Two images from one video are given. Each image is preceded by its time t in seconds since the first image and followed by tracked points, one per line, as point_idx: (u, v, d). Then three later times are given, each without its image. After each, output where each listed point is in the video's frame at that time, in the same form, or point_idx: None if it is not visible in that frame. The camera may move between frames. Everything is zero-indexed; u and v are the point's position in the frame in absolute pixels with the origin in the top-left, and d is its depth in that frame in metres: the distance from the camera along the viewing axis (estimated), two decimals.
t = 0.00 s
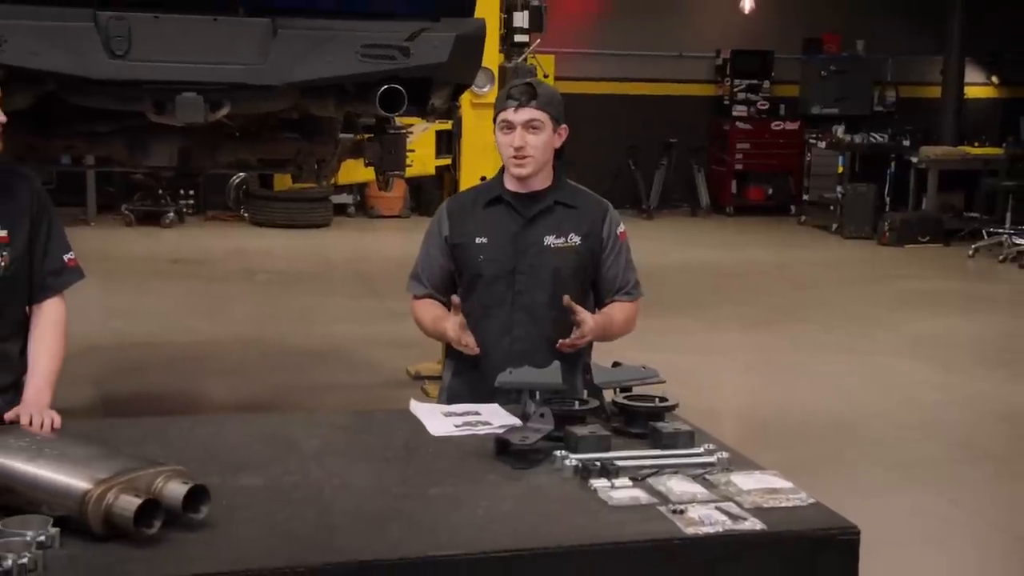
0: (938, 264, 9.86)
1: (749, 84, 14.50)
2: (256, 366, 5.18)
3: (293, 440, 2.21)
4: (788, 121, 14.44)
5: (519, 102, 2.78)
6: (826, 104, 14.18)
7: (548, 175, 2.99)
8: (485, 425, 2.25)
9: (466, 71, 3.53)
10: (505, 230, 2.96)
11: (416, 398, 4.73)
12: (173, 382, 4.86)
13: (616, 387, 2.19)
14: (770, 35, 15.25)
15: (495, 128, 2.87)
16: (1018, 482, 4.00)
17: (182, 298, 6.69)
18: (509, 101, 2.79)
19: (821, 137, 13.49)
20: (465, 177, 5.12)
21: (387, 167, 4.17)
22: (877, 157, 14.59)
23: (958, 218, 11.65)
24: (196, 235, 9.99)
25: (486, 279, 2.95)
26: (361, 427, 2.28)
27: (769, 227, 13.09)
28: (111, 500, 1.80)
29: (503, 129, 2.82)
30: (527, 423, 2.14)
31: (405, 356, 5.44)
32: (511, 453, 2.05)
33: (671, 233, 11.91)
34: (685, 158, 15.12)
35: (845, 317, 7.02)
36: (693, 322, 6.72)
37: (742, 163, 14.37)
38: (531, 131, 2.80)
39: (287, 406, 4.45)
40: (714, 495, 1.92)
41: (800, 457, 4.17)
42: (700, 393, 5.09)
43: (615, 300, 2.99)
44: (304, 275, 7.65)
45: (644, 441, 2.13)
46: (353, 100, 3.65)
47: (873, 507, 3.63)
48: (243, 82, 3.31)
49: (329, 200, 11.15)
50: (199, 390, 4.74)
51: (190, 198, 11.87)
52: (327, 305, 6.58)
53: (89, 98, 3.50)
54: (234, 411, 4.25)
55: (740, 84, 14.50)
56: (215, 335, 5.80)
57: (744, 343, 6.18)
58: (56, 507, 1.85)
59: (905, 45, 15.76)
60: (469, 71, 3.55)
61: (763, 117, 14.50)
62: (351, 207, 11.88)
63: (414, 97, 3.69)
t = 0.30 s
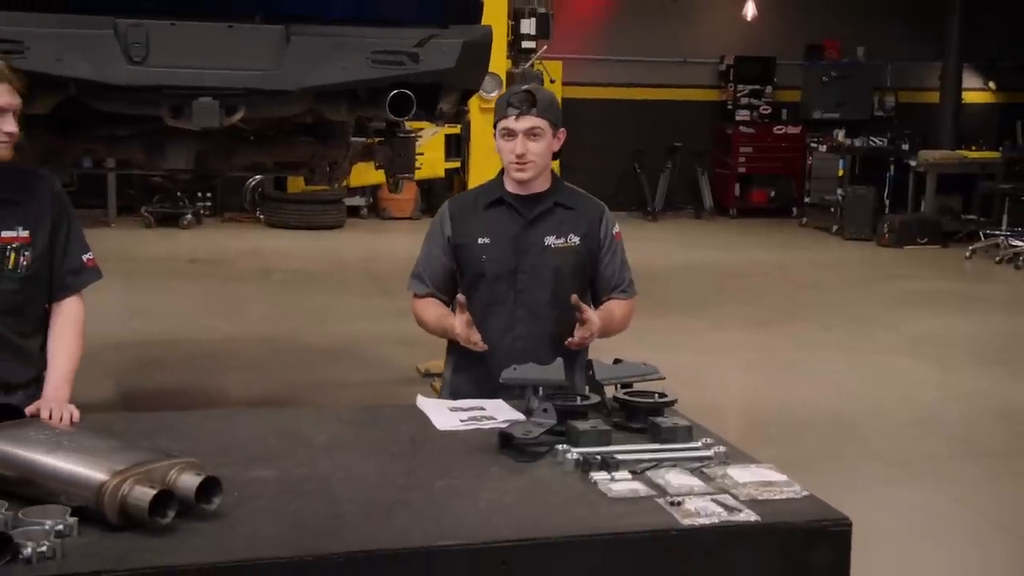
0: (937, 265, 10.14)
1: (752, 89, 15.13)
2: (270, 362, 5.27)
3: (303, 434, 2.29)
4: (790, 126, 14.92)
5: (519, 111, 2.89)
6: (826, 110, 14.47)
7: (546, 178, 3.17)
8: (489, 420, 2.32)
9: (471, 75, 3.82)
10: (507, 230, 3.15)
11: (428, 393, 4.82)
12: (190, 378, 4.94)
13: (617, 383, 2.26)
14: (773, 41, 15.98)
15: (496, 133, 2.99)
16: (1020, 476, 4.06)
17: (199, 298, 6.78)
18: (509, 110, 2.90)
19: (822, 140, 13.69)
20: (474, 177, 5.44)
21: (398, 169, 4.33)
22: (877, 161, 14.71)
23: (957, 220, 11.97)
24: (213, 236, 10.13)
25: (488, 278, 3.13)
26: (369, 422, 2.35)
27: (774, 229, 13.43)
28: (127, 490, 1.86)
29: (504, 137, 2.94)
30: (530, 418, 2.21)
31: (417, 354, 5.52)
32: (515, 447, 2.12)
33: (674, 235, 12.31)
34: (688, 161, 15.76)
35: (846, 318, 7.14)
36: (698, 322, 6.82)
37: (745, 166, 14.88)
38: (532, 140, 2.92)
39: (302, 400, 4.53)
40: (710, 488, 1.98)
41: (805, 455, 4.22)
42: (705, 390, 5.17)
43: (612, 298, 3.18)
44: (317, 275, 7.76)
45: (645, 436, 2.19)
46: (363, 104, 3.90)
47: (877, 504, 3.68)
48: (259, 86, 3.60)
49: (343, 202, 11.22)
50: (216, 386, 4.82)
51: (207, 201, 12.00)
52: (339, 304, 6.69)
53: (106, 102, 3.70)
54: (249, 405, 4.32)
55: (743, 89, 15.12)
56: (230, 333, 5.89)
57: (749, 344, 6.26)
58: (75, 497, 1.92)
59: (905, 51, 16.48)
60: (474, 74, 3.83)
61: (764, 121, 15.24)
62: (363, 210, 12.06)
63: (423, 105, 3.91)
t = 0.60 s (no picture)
0: (935, 265, 10.37)
1: (755, 94, 15.44)
2: (284, 359, 5.35)
3: (313, 428, 2.36)
4: (791, 130, 15.38)
5: (511, 114, 3.00)
6: (828, 114, 14.92)
7: (535, 180, 3.30)
8: (494, 415, 2.38)
9: (479, 82, 4.01)
10: (499, 230, 3.26)
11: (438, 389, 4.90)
12: (206, 375, 5.02)
13: (618, 379, 2.33)
14: (775, 49, 16.30)
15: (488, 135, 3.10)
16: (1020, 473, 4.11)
17: (216, 298, 6.87)
18: (502, 113, 3.00)
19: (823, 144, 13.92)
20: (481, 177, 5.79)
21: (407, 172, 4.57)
22: (876, 165, 15.24)
23: (955, 223, 12.16)
24: (228, 237, 10.25)
25: (481, 277, 3.24)
26: (377, 416, 2.42)
27: (776, 231, 13.70)
28: (142, 482, 1.93)
29: (496, 139, 3.05)
30: (533, 413, 2.28)
31: (426, 351, 5.61)
32: (519, 442, 2.17)
33: (676, 237, 12.59)
34: (693, 165, 16.05)
35: (845, 317, 7.25)
36: (702, 322, 6.92)
37: (748, 170, 15.19)
38: (524, 141, 3.04)
39: (315, 395, 4.61)
40: (707, 481, 2.04)
41: (806, 450, 4.28)
42: (709, 388, 5.23)
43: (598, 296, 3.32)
44: (331, 275, 7.86)
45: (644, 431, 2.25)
46: (372, 109, 4.06)
47: (878, 499, 3.73)
48: (268, 91, 3.75)
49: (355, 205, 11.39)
50: (232, 382, 4.91)
51: (224, 202, 12.14)
52: (352, 304, 6.79)
53: (129, 109, 3.83)
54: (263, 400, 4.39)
55: (746, 94, 15.43)
56: (245, 331, 5.98)
57: (754, 343, 6.34)
58: (92, 488, 1.98)
59: (906, 57, 16.80)
60: (482, 81, 4.02)
61: (767, 125, 15.49)
62: (375, 212, 12.21)
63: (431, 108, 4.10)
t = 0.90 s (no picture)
0: (930, 266, 10.57)
1: (756, 99, 15.65)
2: (298, 356, 5.45)
3: (322, 421, 2.43)
4: (792, 134, 15.72)
5: (494, 114, 3.14)
6: (827, 118, 15.35)
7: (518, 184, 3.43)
8: (498, 411, 2.46)
9: (484, 87, 4.24)
10: (485, 232, 3.39)
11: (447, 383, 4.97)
12: (221, 373, 5.10)
13: (618, 375, 2.40)
14: (776, 56, 16.51)
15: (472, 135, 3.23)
16: (1018, 469, 4.17)
17: (231, 298, 6.96)
18: (484, 113, 3.15)
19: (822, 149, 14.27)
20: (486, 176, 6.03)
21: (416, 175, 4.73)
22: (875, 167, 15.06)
23: (952, 225, 12.35)
24: (243, 239, 10.37)
25: (467, 277, 3.37)
26: (382, 411, 2.49)
27: (777, 233, 13.92)
28: (157, 474, 2.00)
29: (480, 139, 3.19)
30: (536, 408, 2.35)
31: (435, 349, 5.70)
32: (521, 437, 2.24)
33: (677, 239, 12.82)
34: (696, 168, 16.26)
35: (843, 316, 7.35)
36: (704, 321, 7.02)
37: (749, 173, 15.60)
38: (507, 140, 3.18)
39: (327, 392, 4.68)
40: (704, 474, 2.11)
41: (806, 446, 4.34)
42: (715, 386, 5.30)
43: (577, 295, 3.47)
44: (344, 275, 7.96)
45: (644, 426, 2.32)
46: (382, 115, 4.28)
47: (878, 496, 3.77)
48: (283, 97, 3.99)
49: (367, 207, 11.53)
50: (247, 380, 4.98)
51: (238, 204, 12.27)
52: (363, 303, 6.88)
53: (145, 113, 4.05)
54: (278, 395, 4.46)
55: (749, 99, 15.62)
56: (259, 329, 6.06)
57: (756, 342, 6.42)
58: (107, 480, 2.04)
59: (905, 61, 16.99)
60: (487, 86, 4.25)
61: (769, 130, 15.74)
62: (386, 213, 12.37)
63: (438, 112, 4.36)
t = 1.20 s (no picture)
0: (926, 267, 10.71)
1: (757, 104, 15.92)
2: (310, 354, 5.54)
3: (331, 416, 2.50)
4: (793, 137, 15.71)
5: (487, 116, 3.26)
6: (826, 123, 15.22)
7: (506, 188, 3.54)
8: (502, 406, 2.54)
9: (489, 92, 4.41)
10: (476, 235, 3.49)
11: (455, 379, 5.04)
12: (235, 370, 5.18)
13: (619, 372, 2.48)
14: (777, 62, 16.86)
15: (464, 138, 3.34)
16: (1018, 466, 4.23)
17: (245, 297, 7.06)
18: (478, 116, 3.26)
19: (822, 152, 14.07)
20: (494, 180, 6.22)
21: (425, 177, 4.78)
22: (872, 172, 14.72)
23: (948, 227, 12.50)
24: (257, 240, 10.49)
25: (458, 278, 3.48)
26: (389, 407, 2.56)
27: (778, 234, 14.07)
28: (171, 466, 2.04)
29: (474, 141, 3.29)
30: (538, 403, 2.44)
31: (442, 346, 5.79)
32: (524, 431, 2.31)
33: (680, 239, 12.97)
34: (699, 172, 16.51)
35: (842, 316, 7.45)
36: (707, 320, 7.10)
37: (751, 177, 15.69)
38: (499, 143, 3.30)
39: (337, 388, 4.76)
40: (700, 467, 2.17)
41: (805, 443, 4.40)
42: (719, 386, 5.36)
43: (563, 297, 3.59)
44: (356, 275, 8.06)
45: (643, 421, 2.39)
46: (390, 118, 4.47)
47: (879, 494, 3.81)
48: (296, 102, 4.14)
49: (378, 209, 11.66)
50: (260, 377, 5.06)
51: (253, 206, 12.40)
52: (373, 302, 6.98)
53: (159, 116, 4.21)
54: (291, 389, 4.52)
55: (749, 104, 15.91)
56: (271, 328, 6.16)
57: (757, 342, 6.50)
58: (123, 471, 2.09)
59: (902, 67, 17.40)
60: (492, 91, 4.42)
61: (770, 134, 15.91)
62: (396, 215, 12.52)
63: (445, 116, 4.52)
